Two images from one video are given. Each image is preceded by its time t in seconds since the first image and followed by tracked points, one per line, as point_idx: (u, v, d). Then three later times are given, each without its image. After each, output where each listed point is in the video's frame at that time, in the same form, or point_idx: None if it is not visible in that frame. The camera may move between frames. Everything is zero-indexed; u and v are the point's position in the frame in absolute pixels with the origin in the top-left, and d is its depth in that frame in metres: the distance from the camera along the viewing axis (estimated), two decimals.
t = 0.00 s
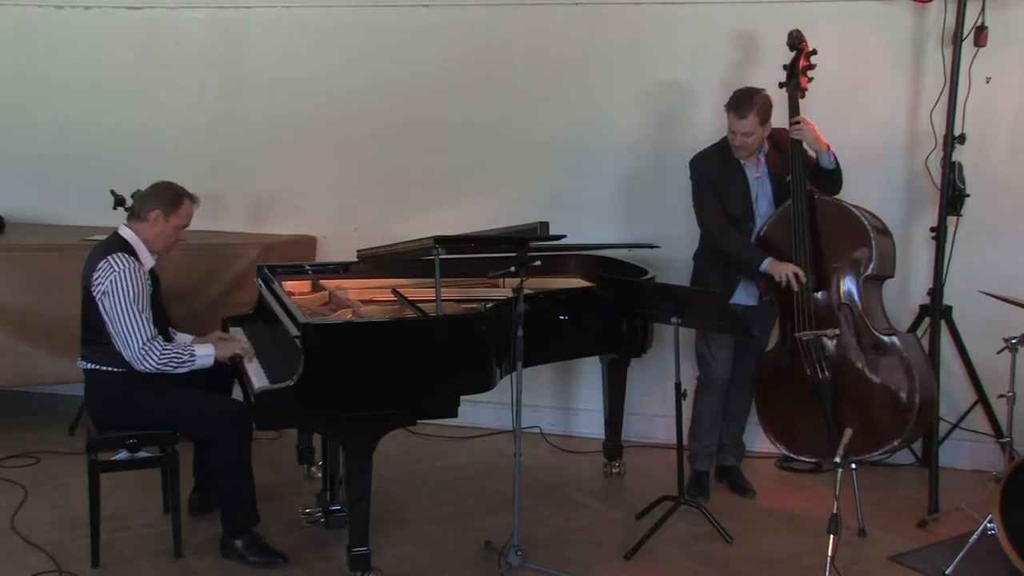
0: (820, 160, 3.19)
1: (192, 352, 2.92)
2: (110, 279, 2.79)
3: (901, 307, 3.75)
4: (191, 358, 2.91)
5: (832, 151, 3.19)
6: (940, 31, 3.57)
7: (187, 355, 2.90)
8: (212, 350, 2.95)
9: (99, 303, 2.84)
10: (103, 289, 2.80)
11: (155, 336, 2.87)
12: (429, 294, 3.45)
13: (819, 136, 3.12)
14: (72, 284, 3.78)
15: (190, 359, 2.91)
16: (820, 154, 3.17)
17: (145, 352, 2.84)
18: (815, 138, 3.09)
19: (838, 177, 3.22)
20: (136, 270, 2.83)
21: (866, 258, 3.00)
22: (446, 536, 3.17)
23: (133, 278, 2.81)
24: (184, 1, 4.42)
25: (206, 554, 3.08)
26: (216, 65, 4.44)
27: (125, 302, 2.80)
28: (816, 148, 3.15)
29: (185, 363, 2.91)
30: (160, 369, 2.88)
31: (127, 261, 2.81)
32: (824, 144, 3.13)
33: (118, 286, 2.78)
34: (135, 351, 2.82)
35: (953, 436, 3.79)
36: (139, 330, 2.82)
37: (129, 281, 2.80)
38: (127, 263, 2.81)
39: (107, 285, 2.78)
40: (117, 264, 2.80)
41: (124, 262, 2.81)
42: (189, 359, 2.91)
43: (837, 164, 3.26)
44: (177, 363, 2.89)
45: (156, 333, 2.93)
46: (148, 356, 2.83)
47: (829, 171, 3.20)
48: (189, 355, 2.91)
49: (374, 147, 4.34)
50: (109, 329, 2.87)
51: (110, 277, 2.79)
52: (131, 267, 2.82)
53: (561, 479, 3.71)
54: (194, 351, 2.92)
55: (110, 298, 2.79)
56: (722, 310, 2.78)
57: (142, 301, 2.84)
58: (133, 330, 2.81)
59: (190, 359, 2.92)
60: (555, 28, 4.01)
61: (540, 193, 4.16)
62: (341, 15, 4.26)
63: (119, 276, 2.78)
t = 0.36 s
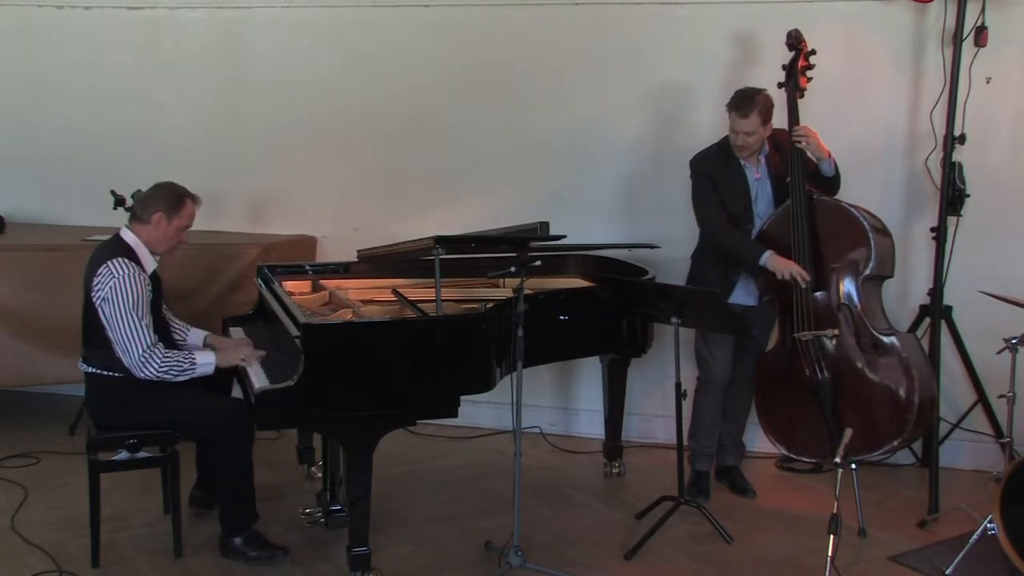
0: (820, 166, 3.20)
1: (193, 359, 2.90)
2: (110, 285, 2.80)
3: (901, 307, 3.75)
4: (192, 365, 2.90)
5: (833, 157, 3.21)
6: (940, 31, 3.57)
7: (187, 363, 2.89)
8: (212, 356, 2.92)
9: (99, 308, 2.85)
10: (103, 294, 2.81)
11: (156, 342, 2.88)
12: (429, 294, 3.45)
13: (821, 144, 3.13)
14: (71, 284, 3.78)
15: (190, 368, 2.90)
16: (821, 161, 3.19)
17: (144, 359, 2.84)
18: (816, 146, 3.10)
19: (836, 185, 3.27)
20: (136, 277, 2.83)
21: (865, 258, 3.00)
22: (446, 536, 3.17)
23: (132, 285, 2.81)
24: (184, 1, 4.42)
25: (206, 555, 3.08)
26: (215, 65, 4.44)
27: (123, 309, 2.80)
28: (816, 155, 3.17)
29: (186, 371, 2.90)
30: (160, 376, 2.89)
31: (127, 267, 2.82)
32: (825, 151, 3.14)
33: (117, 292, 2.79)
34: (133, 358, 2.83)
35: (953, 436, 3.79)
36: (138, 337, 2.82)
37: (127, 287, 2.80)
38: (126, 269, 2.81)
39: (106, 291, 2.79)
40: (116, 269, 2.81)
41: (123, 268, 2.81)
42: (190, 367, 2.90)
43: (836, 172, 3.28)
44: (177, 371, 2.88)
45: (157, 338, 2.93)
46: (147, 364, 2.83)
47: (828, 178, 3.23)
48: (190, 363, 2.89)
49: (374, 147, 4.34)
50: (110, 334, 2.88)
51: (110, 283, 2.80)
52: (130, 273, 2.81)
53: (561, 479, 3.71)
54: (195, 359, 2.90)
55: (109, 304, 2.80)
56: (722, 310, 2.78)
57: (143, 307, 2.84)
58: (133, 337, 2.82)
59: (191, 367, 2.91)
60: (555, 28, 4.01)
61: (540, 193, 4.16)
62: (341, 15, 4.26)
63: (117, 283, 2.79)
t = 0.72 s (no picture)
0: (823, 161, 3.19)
1: (198, 354, 2.93)
2: (114, 285, 2.80)
3: (901, 307, 3.75)
4: (198, 360, 2.92)
5: (834, 153, 3.19)
6: (940, 31, 3.57)
7: (195, 358, 2.91)
8: (216, 350, 2.95)
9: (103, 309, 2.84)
10: (107, 294, 2.81)
11: (163, 340, 2.88)
12: (429, 294, 3.45)
13: (821, 138, 3.13)
14: (71, 284, 3.78)
15: (197, 363, 2.93)
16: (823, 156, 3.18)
17: (153, 356, 2.85)
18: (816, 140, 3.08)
19: (838, 182, 3.26)
20: (140, 275, 2.84)
21: (862, 258, 3.00)
22: (446, 536, 3.17)
23: (136, 284, 2.81)
24: (184, 1, 4.42)
25: (206, 555, 3.08)
26: (216, 64, 4.44)
27: (130, 307, 2.80)
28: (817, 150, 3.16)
29: (193, 367, 2.92)
30: (168, 373, 2.89)
31: (130, 266, 2.82)
32: (825, 146, 3.13)
33: (121, 291, 2.79)
34: (142, 356, 2.83)
35: (953, 436, 3.79)
36: (145, 334, 2.83)
37: (131, 286, 2.80)
38: (130, 268, 2.81)
39: (110, 291, 2.80)
40: (120, 269, 2.81)
41: (126, 267, 2.81)
42: (196, 362, 2.92)
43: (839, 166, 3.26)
44: (185, 366, 2.90)
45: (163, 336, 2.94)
46: (156, 361, 2.84)
47: (831, 172, 3.22)
48: (196, 358, 2.92)
49: (374, 147, 4.34)
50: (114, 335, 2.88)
51: (114, 282, 2.80)
52: (133, 272, 2.82)
53: (561, 478, 3.71)
54: (201, 355, 2.93)
55: (115, 303, 2.80)
56: (722, 309, 2.80)
57: (148, 306, 2.85)
58: (141, 335, 2.82)
59: (197, 361, 2.93)
60: (555, 28, 4.01)
61: (540, 193, 4.16)
62: (341, 15, 4.26)
63: (122, 282, 2.79)
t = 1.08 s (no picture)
0: (825, 144, 3.18)
1: (200, 347, 2.95)
2: (119, 277, 2.81)
3: (901, 307, 3.75)
4: (199, 353, 2.94)
5: (834, 133, 3.18)
6: (940, 31, 3.57)
7: (198, 350, 2.93)
8: (215, 343, 2.98)
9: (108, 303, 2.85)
10: (112, 287, 2.81)
11: (169, 332, 2.90)
12: (429, 294, 3.45)
13: (821, 120, 3.12)
14: (71, 284, 3.78)
15: (200, 354, 2.95)
16: (823, 138, 3.17)
17: (163, 347, 2.87)
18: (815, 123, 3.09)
19: (841, 166, 3.20)
20: (143, 267, 2.85)
21: (858, 258, 3.00)
22: (446, 537, 3.17)
23: (140, 276, 2.83)
24: (184, 1, 4.42)
25: (206, 555, 3.08)
26: (215, 64, 4.44)
27: (137, 298, 2.82)
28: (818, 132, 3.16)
29: (197, 358, 2.94)
30: (175, 364, 2.91)
31: (134, 258, 2.83)
32: (824, 127, 3.13)
33: (128, 283, 2.80)
34: (152, 347, 2.85)
35: (953, 437, 3.79)
36: (152, 325, 2.85)
37: (137, 278, 2.82)
38: (135, 260, 2.83)
39: (116, 284, 2.80)
40: (125, 261, 2.82)
41: (131, 260, 2.82)
42: (198, 355, 2.94)
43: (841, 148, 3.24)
44: (190, 358, 2.92)
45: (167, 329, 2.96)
46: (166, 351, 2.86)
47: (832, 154, 3.19)
48: (199, 351, 2.94)
49: (374, 147, 4.34)
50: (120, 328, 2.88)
51: (119, 275, 2.81)
52: (137, 264, 2.83)
53: (561, 478, 3.71)
54: (202, 347, 2.95)
55: (121, 295, 2.81)
56: (722, 309, 2.80)
57: (152, 297, 2.86)
58: (149, 326, 2.84)
59: (199, 354, 2.95)
60: (555, 28, 4.01)
61: (540, 193, 4.15)
62: (341, 15, 4.26)
63: (128, 274, 2.80)
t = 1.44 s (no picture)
0: (826, 140, 3.17)
1: (200, 341, 2.94)
2: (115, 271, 2.82)
3: (902, 307, 3.75)
4: (199, 347, 2.93)
5: (835, 130, 3.16)
6: (940, 31, 3.57)
7: (196, 344, 2.92)
8: (217, 339, 2.96)
9: (105, 297, 2.86)
10: (108, 280, 2.82)
11: (166, 325, 2.90)
12: (429, 294, 3.45)
13: (821, 117, 3.11)
14: (71, 284, 3.78)
15: (198, 350, 2.93)
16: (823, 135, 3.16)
17: (157, 339, 2.86)
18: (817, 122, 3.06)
19: (841, 166, 3.19)
20: (141, 262, 2.86)
21: (858, 258, 3.01)
22: (446, 537, 3.17)
23: (138, 271, 2.83)
24: (184, 1, 4.42)
25: (206, 555, 3.08)
26: (215, 64, 4.44)
27: (132, 292, 2.82)
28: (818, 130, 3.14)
29: (194, 354, 2.93)
30: (170, 358, 2.90)
31: (132, 252, 2.85)
32: (826, 125, 3.11)
33: (123, 276, 2.81)
34: (146, 340, 2.84)
35: (953, 437, 3.79)
36: (148, 318, 2.85)
37: (134, 272, 2.82)
38: (132, 254, 2.84)
39: (112, 277, 2.81)
40: (122, 255, 2.83)
41: (128, 255, 2.84)
42: (197, 349, 2.93)
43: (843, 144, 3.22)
44: (187, 352, 2.91)
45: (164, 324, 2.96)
46: (160, 344, 2.85)
47: (834, 150, 3.18)
48: (198, 344, 2.93)
49: (374, 147, 4.34)
50: (116, 322, 2.89)
51: (116, 269, 2.82)
52: (136, 260, 2.84)
53: (561, 478, 3.71)
54: (202, 341, 2.94)
55: (116, 289, 2.81)
56: (721, 309, 2.81)
57: (150, 292, 2.86)
58: (144, 318, 2.84)
59: (198, 349, 2.94)
60: (554, 28, 4.01)
61: (540, 193, 4.15)
62: (341, 15, 4.26)
63: (124, 267, 2.81)
